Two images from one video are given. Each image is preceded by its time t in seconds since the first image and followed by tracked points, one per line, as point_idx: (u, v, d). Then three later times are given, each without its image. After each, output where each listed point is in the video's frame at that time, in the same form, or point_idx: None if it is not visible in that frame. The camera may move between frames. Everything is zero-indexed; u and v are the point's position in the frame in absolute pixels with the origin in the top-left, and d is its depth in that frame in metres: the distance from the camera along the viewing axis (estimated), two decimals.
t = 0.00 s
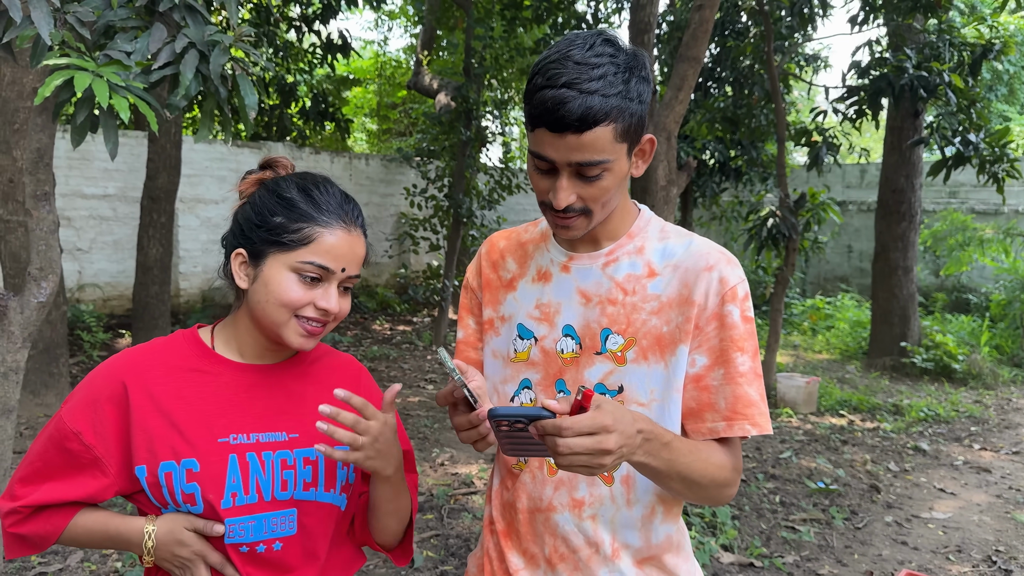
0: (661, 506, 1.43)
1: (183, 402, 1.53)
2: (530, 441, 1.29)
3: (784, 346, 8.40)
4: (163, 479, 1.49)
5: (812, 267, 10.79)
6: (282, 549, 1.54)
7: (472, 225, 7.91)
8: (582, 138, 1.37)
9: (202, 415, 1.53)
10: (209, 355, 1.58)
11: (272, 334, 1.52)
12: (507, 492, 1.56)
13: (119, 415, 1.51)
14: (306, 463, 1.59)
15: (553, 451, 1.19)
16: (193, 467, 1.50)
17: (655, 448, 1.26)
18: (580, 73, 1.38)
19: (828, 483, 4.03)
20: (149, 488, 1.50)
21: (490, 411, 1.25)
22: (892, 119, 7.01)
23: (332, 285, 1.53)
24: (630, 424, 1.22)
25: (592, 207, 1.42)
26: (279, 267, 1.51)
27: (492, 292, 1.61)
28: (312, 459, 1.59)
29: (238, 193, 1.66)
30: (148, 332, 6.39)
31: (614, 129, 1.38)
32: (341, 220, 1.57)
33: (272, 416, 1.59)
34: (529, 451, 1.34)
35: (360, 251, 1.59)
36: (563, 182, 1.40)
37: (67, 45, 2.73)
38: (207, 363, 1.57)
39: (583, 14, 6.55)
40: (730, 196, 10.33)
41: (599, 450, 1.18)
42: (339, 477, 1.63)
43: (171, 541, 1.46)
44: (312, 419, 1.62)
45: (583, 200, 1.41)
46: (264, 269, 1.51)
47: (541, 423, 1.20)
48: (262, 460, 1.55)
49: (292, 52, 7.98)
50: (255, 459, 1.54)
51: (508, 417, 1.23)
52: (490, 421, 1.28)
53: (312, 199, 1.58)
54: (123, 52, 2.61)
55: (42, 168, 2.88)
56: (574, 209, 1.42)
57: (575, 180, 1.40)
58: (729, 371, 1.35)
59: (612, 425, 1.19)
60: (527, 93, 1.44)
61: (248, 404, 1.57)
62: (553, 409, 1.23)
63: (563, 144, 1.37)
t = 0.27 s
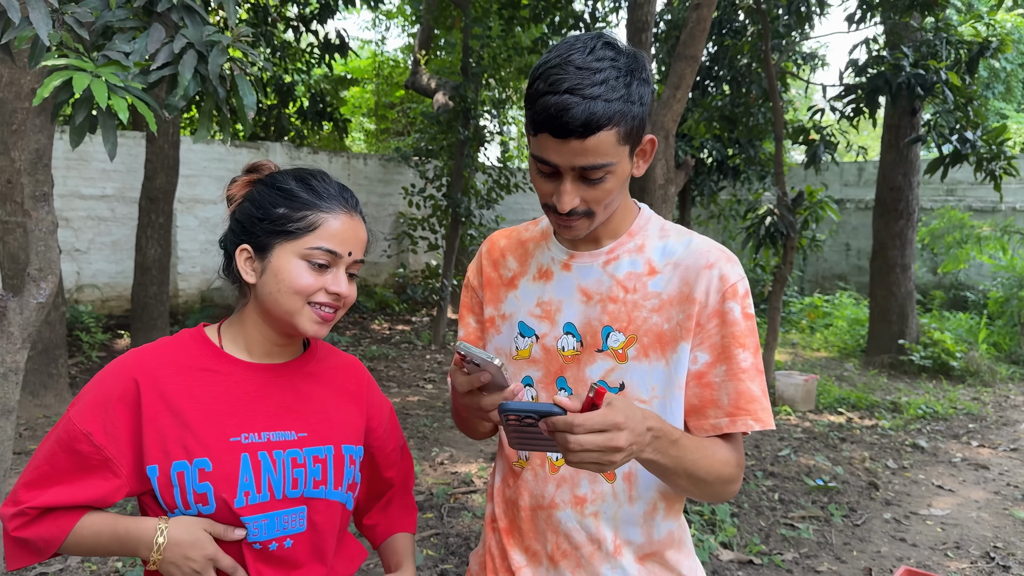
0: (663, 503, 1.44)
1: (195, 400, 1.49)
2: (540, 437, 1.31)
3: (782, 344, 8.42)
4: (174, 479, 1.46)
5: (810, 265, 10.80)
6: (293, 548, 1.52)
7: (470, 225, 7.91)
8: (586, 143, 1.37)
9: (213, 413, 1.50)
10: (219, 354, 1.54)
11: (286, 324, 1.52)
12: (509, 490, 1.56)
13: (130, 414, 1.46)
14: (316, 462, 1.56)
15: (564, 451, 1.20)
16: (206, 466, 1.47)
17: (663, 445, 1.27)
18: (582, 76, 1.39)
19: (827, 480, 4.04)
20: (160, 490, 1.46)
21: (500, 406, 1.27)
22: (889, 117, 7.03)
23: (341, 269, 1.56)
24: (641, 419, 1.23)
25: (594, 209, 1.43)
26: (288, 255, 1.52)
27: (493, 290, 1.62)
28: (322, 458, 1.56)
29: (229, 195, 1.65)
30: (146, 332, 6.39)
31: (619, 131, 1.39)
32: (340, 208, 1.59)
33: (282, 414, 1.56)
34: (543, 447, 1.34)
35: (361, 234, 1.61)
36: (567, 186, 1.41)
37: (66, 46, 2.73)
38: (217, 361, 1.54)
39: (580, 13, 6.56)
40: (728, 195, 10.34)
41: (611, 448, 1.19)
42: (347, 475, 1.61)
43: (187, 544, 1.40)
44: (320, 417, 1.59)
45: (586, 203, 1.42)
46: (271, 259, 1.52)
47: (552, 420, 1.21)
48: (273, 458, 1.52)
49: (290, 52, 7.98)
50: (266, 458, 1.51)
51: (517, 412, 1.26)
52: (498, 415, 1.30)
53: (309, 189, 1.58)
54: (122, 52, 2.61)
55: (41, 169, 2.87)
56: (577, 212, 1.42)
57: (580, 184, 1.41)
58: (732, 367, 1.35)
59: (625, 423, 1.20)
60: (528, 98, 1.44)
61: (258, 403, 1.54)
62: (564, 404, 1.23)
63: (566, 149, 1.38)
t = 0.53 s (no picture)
0: (654, 497, 1.45)
1: (203, 396, 1.48)
2: (534, 435, 1.30)
3: (778, 342, 8.43)
4: (183, 476, 1.44)
5: (806, 263, 10.83)
6: (295, 542, 1.53)
7: (466, 223, 7.91)
8: (569, 139, 1.37)
9: (221, 409, 1.48)
10: (224, 350, 1.53)
11: (294, 315, 1.52)
12: (502, 484, 1.57)
13: (144, 412, 1.43)
14: (320, 457, 1.56)
15: (560, 446, 1.21)
16: (213, 462, 1.46)
17: (658, 439, 1.28)
18: (565, 72, 1.39)
19: (822, 477, 4.05)
20: (165, 488, 1.43)
21: (493, 402, 1.27)
22: (884, 115, 7.05)
23: (342, 257, 1.56)
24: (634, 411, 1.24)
25: (581, 205, 1.43)
26: (290, 247, 1.52)
27: (487, 285, 1.62)
28: (326, 453, 1.56)
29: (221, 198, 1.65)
30: (142, 331, 6.38)
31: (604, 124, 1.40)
32: (335, 197, 1.59)
33: (287, 410, 1.55)
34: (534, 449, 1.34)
35: (357, 222, 1.61)
36: (552, 182, 1.41)
37: (60, 45, 2.73)
38: (223, 357, 1.52)
39: (576, 11, 6.56)
40: (724, 193, 10.36)
41: (606, 442, 1.19)
42: (349, 470, 1.61)
43: (224, 541, 1.37)
44: (323, 413, 1.59)
45: (573, 198, 1.42)
46: (274, 253, 1.52)
47: (545, 415, 1.21)
48: (279, 454, 1.51)
49: (285, 50, 7.98)
50: (273, 453, 1.51)
51: (511, 406, 1.26)
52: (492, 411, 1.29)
53: (300, 182, 1.58)
54: (116, 51, 2.61)
55: (35, 167, 2.87)
56: (565, 208, 1.43)
57: (565, 180, 1.41)
58: (724, 362, 1.36)
59: (619, 413, 1.21)
60: (512, 98, 1.45)
61: (265, 399, 1.53)
62: (558, 397, 1.24)
63: (550, 146, 1.38)
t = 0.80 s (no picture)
0: (649, 495, 1.46)
1: (214, 393, 1.48)
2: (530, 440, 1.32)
3: (773, 339, 8.46)
4: (193, 470, 1.45)
5: (801, 261, 10.86)
6: (300, 538, 1.53)
7: (462, 221, 7.91)
8: (558, 136, 1.38)
9: (230, 406, 1.49)
10: (233, 347, 1.53)
11: (299, 312, 1.53)
12: (497, 481, 1.57)
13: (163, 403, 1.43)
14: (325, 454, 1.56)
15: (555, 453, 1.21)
16: (223, 458, 1.46)
17: (653, 441, 1.28)
18: (554, 69, 1.41)
19: (817, 474, 4.07)
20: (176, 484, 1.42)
21: (489, 410, 1.28)
22: (879, 113, 7.07)
23: (342, 252, 1.56)
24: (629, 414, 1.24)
25: (572, 203, 1.43)
26: (290, 243, 1.52)
27: (484, 283, 1.63)
28: (330, 451, 1.56)
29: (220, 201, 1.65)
30: (137, 330, 6.37)
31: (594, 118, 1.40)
32: (333, 192, 1.59)
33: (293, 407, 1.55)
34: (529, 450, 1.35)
35: (355, 217, 1.61)
36: (544, 179, 1.42)
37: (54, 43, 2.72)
38: (231, 354, 1.52)
39: (571, 9, 6.57)
40: (720, 191, 10.38)
41: (602, 445, 1.20)
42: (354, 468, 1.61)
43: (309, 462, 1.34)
44: (328, 410, 1.59)
45: (565, 195, 1.42)
46: (275, 249, 1.53)
47: (541, 420, 1.22)
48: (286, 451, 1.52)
49: (281, 48, 7.97)
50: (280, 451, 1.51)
51: (506, 414, 1.27)
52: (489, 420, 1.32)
53: (295, 177, 1.59)
54: (110, 49, 2.61)
55: (30, 166, 2.85)
56: (556, 205, 1.43)
57: (556, 177, 1.42)
58: (719, 361, 1.37)
59: (614, 419, 1.21)
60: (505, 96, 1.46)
61: (273, 396, 1.53)
62: (553, 405, 1.23)
63: (540, 142, 1.39)
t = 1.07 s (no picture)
0: (643, 493, 1.46)
1: (226, 392, 1.48)
2: (525, 441, 1.32)
3: (769, 337, 8.48)
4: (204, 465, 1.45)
5: (797, 259, 10.87)
6: (306, 537, 1.53)
7: (458, 220, 7.90)
8: (551, 133, 1.38)
9: (242, 403, 1.49)
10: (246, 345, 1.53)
11: (300, 317, 1.53)
12: (491, 480, 1.58)
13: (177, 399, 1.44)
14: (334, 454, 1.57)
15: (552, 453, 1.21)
16: (235, 456, 1.47)
17: (648, 440, 1.29)
18: (549, 69, 1.41)
19: (812, 472, 4.08)
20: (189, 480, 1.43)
21: (486, 411, 1.29)
22: (874, 111, 7.08)
23: (345, 256, 1.56)
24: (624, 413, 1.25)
25: (565, 203, 1.43)
26: (292, 249, 1.53)
27: (479, 283, 1.63)
28: (339, 450, 1.57)
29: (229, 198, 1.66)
30: (133, 329, 6.36)
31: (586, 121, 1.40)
32: (337, 195, 1.59)
33: (303, 407, 1.56)
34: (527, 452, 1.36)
35: (359, 219, 1.61)
36: (536, 177, 1.42)
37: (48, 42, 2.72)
38: (244, 352, 1.52)
39: (567, 7, 6.56)
40: (716, 189, 10.39)
41: (599, 445, 1.20)
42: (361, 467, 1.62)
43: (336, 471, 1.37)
44: (338, 411, 1.60)
45: (557, 194, 1.43)
46: (277, 256, 1.53)
47: (538, 423, 1.22)
48: (297, 451, 1.52)
49: (277, 46, 7.95)
50: (291, 450, 1.52)
51: (503, 416, 1.27)
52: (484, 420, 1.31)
53: (297, 176, 1.59)
54: (105, 48, 2.61)
55: (25, 164, 2.84)
56: (549, 204, 1.43)
57: (549, 176, 1.42)
58: (713, 360, 1.37)
59: (610, 420, 1.22)
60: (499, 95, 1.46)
61: (284, 394, 1.54)
62: (549, 405, 1.26)
63: (532, 140, 1.39)
